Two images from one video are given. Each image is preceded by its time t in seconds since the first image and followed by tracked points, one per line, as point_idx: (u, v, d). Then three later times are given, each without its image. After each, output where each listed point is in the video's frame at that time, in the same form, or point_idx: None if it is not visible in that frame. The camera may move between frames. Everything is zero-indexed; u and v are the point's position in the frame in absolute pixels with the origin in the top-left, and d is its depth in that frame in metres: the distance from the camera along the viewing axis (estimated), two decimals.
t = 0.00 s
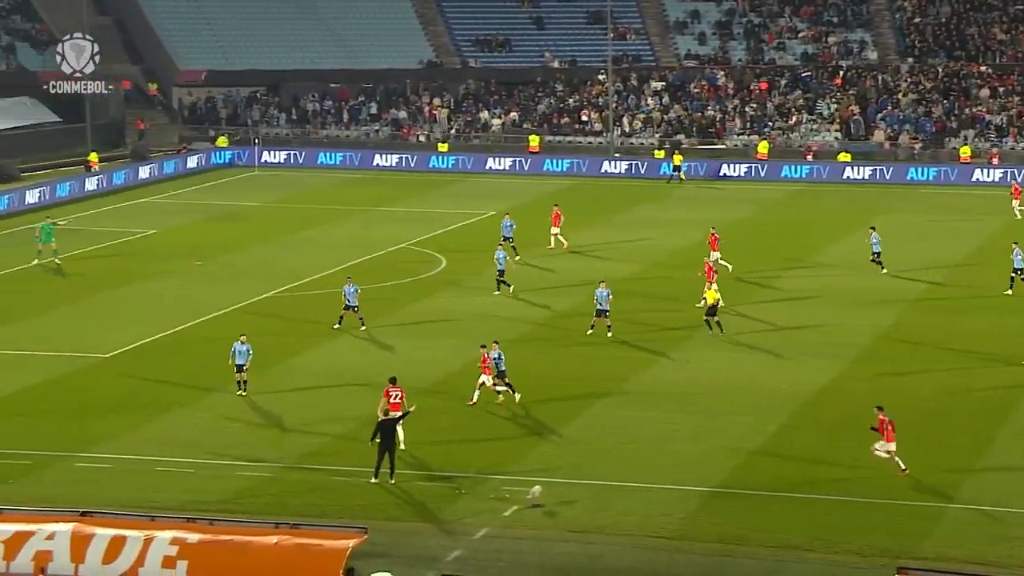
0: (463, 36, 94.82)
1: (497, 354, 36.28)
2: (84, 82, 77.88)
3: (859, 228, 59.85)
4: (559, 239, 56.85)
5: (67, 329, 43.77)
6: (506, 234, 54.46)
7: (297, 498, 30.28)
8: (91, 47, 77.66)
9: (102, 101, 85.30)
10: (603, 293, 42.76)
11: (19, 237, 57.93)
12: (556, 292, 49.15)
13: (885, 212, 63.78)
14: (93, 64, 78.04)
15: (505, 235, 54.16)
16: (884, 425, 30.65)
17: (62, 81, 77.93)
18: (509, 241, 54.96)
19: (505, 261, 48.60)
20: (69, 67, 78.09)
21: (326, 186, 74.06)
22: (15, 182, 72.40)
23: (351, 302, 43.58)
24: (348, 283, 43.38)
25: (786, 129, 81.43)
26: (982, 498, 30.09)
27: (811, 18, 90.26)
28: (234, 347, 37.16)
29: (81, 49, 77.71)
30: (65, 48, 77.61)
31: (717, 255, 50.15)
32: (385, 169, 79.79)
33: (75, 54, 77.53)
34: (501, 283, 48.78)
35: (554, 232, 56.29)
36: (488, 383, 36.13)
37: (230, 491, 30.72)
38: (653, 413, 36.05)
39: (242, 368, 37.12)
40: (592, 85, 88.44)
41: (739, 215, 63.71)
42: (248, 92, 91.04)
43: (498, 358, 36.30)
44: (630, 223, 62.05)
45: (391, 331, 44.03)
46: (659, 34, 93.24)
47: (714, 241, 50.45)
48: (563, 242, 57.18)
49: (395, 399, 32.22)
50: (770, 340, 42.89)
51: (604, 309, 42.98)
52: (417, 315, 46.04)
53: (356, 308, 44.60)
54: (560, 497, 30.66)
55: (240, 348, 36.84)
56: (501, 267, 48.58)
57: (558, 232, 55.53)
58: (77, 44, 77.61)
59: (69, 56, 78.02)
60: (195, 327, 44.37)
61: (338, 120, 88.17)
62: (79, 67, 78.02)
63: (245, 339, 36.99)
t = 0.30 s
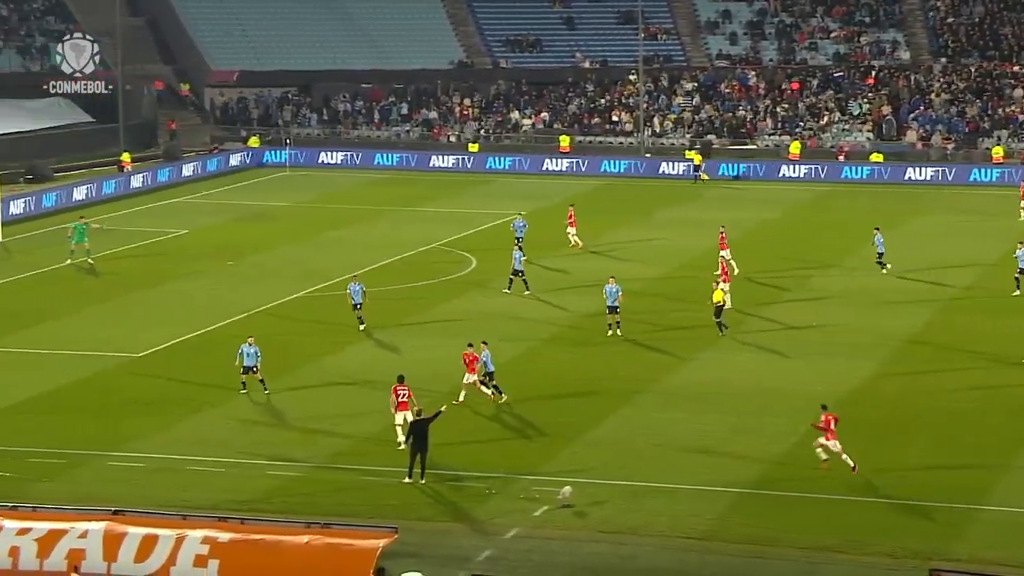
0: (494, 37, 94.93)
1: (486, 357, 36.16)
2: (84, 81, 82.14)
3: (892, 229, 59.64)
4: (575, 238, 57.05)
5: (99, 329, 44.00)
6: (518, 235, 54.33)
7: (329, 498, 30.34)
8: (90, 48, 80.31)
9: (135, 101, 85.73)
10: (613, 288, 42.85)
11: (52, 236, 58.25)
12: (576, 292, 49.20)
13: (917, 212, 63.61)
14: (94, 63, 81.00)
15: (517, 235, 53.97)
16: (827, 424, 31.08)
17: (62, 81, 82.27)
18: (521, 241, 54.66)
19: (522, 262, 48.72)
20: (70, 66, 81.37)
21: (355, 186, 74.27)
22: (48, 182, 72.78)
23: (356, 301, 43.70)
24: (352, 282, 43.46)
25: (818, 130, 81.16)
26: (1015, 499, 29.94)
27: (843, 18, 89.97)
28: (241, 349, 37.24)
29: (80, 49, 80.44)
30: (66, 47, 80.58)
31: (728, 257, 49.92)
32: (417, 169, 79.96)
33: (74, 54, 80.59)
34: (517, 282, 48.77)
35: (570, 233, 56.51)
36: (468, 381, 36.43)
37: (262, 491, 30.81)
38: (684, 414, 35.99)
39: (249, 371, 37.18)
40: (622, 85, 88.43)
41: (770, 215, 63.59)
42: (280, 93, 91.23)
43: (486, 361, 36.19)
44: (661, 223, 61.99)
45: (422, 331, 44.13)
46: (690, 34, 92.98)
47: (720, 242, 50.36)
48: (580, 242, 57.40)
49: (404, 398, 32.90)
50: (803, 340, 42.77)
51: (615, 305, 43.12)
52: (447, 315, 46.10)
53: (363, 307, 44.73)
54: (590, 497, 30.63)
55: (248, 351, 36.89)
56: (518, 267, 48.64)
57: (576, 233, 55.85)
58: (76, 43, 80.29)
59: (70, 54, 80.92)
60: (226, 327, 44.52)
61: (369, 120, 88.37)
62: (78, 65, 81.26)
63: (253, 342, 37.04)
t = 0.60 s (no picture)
0: (523, 38, 94.95)
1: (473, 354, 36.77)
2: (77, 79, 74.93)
3: (922, 229, 59.45)
4: (590, 239, 57.50)
5: (128, 329, 44.16)
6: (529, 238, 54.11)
7: (357, 498, 30.39)
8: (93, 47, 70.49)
9: (165, 101, 86.00)
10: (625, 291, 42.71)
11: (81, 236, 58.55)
12: (587, 291, 49.26)
13: (947, 212, 63.43)
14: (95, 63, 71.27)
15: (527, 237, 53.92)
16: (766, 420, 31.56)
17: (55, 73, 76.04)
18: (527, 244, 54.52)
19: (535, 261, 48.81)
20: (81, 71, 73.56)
21: (383, 186, 74.37)
22: (79, 183, 73.10)
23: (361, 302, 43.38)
24: (357, 283, 43.14)
25: (847, 131, 80.92)
26: None
27: (873, 18, 89.60)
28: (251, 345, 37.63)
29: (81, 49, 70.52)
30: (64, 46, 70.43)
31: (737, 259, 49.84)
32: (446, 170, 79.98)
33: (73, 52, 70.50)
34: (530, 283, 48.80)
35: (581, 232, 56.59)
36: (458, 382, 36.49)
37: (292, 490, 30.88)
38: (712, 415, 35.93)
39: (259, 366, 37.52)
40: (651, 85, 88.33)
41: (800, 215, 63.42)
42: (309, 94, 91.36)
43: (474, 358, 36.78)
44: (690, 223, 61.93)
45: (451, 331, 44.19)
46: (719, 35, 92.67)
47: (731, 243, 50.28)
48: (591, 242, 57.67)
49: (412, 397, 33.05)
50: (831, 341, 42.66)
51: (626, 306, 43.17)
52: (476, 315, 46.15)
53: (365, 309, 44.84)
54: (619, 498, 30.61)
55: (257, 346, 37.29)
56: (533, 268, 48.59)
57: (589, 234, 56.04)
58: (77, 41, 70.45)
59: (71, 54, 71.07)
60: (255, 326, 44.68)
61: (398, 120, 88.53)
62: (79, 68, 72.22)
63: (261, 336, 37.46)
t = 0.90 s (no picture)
0: (558, 38, 95.00)
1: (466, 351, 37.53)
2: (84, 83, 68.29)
3: (959, 229, 59.20)
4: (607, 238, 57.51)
5: (164, 329, 44.34)
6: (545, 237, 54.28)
7: (392, 497, 30.46)
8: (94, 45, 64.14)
9: (201, 102, 86.42)
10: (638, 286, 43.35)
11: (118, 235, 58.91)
12: (624, 291, 49.23)
13: (985, 212, 63.15)
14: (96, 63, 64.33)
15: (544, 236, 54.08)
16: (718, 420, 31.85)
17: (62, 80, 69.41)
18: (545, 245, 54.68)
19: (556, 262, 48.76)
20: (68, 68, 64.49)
21: (418, 186, 74.45)
22: (116, 183, 73.52)
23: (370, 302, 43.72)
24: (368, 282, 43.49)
25: (883, 131, 80.55)
26: None
27: (910, 18, 89.29)
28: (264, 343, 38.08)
29: (80, 48, 64.12)
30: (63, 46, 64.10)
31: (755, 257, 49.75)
32: (481, 170, 80.04)
33: (73, 52, 64.22)
34: (551, 283, 48.93)
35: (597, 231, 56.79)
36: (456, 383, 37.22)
37: (327, 490, 30.95)
38: (747, 415, 35.82)
39: (273, 364, 38.01)
40: (686, 86, 88.15)
41: (837, 215, 63.21)
42: (344, 95, 91.85)
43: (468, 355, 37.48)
44: (727, 223, 61.82)
45: (485, 331, 44.24)
46: (754, 34, 92.25)
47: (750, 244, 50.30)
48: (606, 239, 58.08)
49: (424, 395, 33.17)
50: (866, 341, 42.51)
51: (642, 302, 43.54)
52: (511, 315, 46.19)
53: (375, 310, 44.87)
54: (653, 499, 30.56)
55: (270, 343, 37.75)
56: (553, 268, 48.70)
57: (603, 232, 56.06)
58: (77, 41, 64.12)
59: (69, 56, 64.35)
60: (291, 326, 44.83)
61: (433, 120, 88.75)
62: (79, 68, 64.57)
63: (274, 334, 37.93)
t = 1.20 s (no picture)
0: (595, 38, 94.97)
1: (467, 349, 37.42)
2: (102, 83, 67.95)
3: (998, 230, 58.91)
4: (620, 238, 57.69)
5: (202, 328, 44.56)
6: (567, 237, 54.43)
7: (429, 497, 30.52)
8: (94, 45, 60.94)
9: (239, 101, 86.76)
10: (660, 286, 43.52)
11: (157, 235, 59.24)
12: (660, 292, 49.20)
13: None
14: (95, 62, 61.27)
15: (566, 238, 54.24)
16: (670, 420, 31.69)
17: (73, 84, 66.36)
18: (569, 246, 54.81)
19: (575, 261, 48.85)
20: (68, 65, 61.67)
21: (456, 186, 74.61)
22: (155, 183, 73.91)
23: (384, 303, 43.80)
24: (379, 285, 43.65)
25: (922, 131, 80.14)
26: None
27: (950, 18, 88.93)
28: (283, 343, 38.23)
29: (79, 48, 61.00)
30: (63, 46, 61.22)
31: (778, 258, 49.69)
32: (519, 170, 80.05)
33: (73, 52, 61.13)
34: (574, 282, 49.01)
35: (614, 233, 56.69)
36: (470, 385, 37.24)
37: (364, 489, 31.04)
38: (783, 416, 35.72)
39: (290, 363, 38.21)
40: (723, 86, 87.93)
41: (876, 216, 62.99)
42: (382, 96, 92.19)
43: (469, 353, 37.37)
44: (764, 224, 61.69)
45: (522, 331, 44.29)
46: (792, 35, 91.90)
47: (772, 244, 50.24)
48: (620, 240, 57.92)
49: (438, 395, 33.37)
50: (905, 341, 42.36)
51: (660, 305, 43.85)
52: (548, 315, 46.18)
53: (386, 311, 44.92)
54: (689, 500, 30.51)
55: (290, 344, 37.89)
56: (573, 268, 48.80)
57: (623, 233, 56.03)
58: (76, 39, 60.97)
59: (69, 54, 61.39)
60: (328, 326, 44.97)
61: (470, 121, 88.82)
62: (78, 66, 61.56)
63: (294, 334, 38.05)
